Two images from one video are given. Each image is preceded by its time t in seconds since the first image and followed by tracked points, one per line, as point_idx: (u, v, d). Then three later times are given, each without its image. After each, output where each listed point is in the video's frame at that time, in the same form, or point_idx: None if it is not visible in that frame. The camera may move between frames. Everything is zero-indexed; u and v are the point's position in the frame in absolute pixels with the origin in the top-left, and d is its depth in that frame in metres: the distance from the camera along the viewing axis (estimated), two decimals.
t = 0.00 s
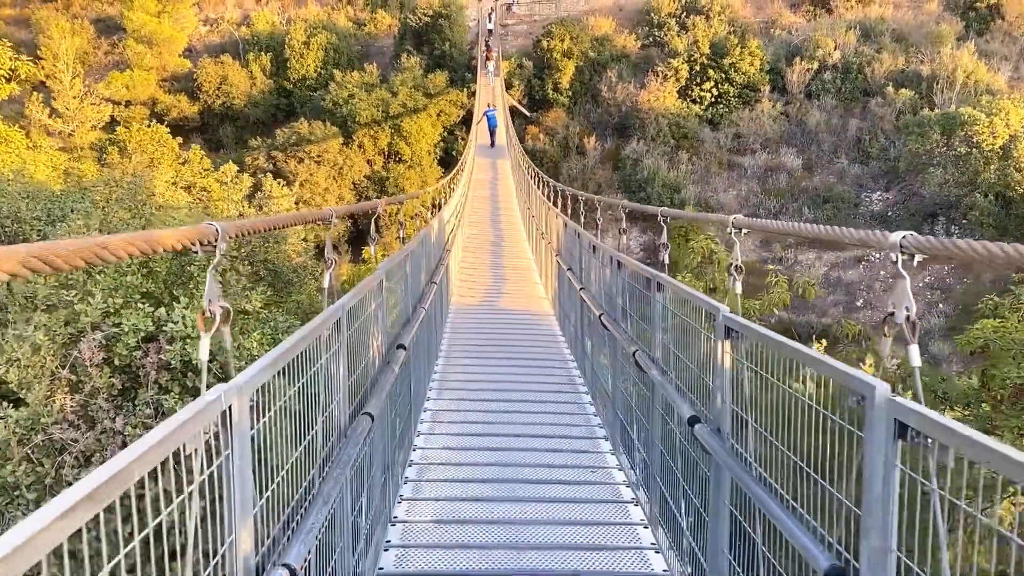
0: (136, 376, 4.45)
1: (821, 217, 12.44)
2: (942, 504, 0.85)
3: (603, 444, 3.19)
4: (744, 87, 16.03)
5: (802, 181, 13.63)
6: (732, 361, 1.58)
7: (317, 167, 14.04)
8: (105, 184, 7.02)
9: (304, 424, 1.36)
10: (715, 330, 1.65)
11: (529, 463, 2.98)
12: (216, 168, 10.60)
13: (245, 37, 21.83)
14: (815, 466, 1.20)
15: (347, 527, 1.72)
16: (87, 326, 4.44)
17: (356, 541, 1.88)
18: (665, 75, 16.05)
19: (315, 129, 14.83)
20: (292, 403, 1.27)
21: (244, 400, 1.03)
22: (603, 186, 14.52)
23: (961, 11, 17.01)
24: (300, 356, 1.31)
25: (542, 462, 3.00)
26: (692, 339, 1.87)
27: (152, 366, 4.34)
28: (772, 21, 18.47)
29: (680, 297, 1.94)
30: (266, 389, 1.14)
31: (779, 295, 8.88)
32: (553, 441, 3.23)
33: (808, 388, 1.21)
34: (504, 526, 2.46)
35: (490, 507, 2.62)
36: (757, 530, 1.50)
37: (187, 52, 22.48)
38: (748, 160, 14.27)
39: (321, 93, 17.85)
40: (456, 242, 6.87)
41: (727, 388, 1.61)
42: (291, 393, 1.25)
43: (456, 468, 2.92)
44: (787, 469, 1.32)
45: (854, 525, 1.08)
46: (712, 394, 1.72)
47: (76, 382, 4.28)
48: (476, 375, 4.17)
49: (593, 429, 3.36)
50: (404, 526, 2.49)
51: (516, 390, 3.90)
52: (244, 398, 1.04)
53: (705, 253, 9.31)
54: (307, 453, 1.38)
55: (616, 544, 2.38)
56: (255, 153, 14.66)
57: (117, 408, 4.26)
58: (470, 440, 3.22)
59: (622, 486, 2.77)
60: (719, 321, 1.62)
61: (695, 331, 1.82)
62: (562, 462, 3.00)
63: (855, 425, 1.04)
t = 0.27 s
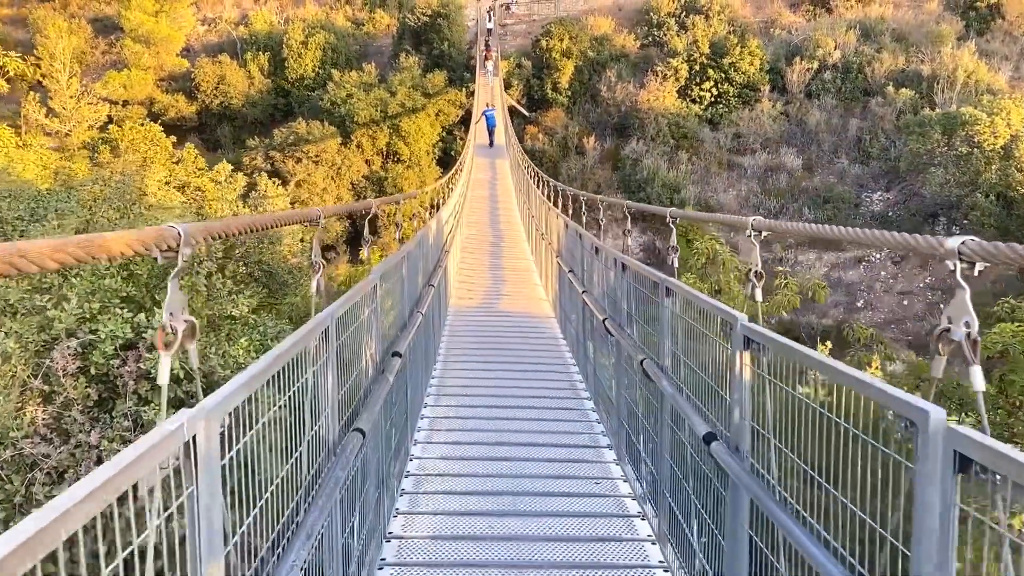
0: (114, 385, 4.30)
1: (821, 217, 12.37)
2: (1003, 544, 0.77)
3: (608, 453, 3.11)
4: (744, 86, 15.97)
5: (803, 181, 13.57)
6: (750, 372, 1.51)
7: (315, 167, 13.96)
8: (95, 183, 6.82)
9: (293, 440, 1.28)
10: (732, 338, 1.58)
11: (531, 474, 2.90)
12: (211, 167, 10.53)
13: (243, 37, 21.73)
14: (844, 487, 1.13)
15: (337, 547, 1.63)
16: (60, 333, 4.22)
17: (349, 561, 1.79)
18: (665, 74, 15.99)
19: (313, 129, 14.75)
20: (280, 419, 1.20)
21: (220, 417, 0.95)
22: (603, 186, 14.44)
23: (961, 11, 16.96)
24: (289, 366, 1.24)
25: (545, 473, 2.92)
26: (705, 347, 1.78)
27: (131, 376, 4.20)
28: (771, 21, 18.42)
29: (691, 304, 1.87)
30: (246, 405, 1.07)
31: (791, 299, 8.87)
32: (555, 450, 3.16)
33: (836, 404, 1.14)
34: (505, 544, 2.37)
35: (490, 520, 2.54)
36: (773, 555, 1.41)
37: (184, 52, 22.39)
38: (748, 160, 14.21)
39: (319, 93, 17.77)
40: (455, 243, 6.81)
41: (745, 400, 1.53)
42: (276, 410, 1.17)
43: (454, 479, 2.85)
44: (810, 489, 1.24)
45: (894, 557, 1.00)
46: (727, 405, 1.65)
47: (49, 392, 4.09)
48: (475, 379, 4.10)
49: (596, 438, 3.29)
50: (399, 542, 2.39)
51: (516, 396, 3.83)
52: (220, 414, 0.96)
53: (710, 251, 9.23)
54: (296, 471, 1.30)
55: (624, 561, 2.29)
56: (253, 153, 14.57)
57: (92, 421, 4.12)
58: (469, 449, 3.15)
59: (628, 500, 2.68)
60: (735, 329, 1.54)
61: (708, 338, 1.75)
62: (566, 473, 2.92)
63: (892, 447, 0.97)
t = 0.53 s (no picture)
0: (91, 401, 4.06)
1: (822, 217, 12.30)
2: None
3: (613, 466, 3.03)
4: (744, 86, 15.92)
5: (803, 181, 13.51)
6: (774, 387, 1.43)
7: (313, 167, 13.89)
8: (80, 183, 6.62)
9: (283, 462, 1.21)
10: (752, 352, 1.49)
11: (535, 489, 2.82)
12: (205, 168, 10.47)
13: (241, 37, 21.67)
14: (883, 520, 1.06)
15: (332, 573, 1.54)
16: (32, 346, 4.00)
17: None
18: (664, 74, 15.93)
19: (311, 129, 14.68)
20: (267, 440, 1.12)
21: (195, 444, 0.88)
22: (602, 186, 14.38)
23: (961, 11, 16.91)
24: (277, 383, 1.16)
25: (549, 487, 2.84)
26: (718, 359, 1.70)
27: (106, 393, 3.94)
28: (771, 21, 18.37)
29: (705, 313, 1.78)
30: (225, 430, 1.00)
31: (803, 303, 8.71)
32: (558, 462, 3.07)
33: (874, 429, 1.06)
34: (508, 564, 2.29)
35: (492, 538, 2.45)
36: None
37: (182, 53, 22.33)
38: (748, 160, 14.16)
39: (318, 93, 17.70)
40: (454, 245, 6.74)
41: (767, 417, 1.45)
42: (261, 430, 1.10)
43: (454, 494, 2.78)
44: (840, 519, 1.17)
45: None
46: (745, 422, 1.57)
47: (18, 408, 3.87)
48: (475, 387, 4.02)
49: (601, 449, 3.20)
50: (397, 562, 2.31)
51: (518, 404, 3.75)
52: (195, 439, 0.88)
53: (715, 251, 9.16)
54: (286, 495, 1.23)
55: None
56: (251, 154, 14.50)
57: (65, 441, 3.90)
58: (469, 461, 3.07)
59: (636, 517, 2.60)
60: (755, 342, 1.46)
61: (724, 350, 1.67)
62: (570, 487, 2.84)
63: (944, 482, 0.90)
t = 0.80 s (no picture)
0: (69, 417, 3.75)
1: (823, 218, 12.22)
2: None
3: (618, 476, 2.94)
4: (745, 86, 15.85)
5: (804, 181, 13.44)
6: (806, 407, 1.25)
7: (312, 167, 13.82)
8: (67, 183, 6.53)
9: (261, 493, 1.10)
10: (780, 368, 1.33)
11: (537, 503, 2.74)
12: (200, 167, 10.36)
13: (240, 36, 21.60)
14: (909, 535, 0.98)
15: None
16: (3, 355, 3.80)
17: None
18: (665, 74, 15.86)
19: (310, 129, 14.61)
20: (251, 463, 1.05)
21: (150, 496, 0.78)
22: (602, 186, 14.30)
23: (963, 10, 16.84)
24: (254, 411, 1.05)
25: (551, 501, 2.75)
26: (724, 363, 1.61)
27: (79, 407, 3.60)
28: (772, 21, 18.31)
29: (716, 317, 1.63)
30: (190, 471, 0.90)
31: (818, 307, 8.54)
32: (562, 473, 2.99)
33: (904, 444, 0.97)
34: None
35: (492, 557, 2.37)
36: None
37: (181, 52, 22.27)
38: (749, 160, 14.10)
39: (317, 93, 17.63)
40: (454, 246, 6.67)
41: (799, 439, 1.27)
42: (247, 451, 1.03)
43: (454, 508, 2.69)
44: (863, 531, 1.08)
45: None
46: (760, 441, 1.43)
47: None
48: (476, 393, 3.93)
49: (607, 459, 3.12)
50: None
51: (519, 411, 3.67)
52: (157, 484, 0.80)
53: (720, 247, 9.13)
54: (272, 523, 1.14)
55: None
56: (249, 153, 14.43)
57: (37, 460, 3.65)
58: (469, 472, 2.98)
59: (643, 532, 2.52)
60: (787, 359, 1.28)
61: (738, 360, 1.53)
62: (573, 501, 2.76)
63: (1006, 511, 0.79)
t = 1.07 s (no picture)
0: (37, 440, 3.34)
1: (825, 218, 12.15)
2: None
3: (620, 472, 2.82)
4: (746, 86, 15.79)
5: (805, 182, 13.38)
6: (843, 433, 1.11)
7: (311, 167, 13.75)
8: (53, 186, 6.40)
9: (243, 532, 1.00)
10: (812, 394, 1.20)
11: (534, 498, 2.62)
12: (196, 168, 10.26)
13: (239, 37, 21.54)
14: None
15: None
16: None
17: None
18: (665, 74, 15.80)
19: (309, 129, 14.53)
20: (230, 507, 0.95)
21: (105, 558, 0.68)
22: (602, 187, 14.23)
23: (964, 10, 16.79)
24: (232, 446, 0.95)
25: (549, 496, 2.63)
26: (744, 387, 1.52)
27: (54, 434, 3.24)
28: (772, 20, 18.25)
29: (738, 332, 1.53)
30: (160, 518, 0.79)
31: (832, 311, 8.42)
32: (561, 470, 2.87)
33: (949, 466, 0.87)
34: None
35: (487, 553, 2.25)
36: None
37: (179, 52, 22.21)
38: (750, 160, 14.03)
39: (316, 93, 17.56)
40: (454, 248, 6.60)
41: (836, 470, 1.13)
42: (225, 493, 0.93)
43: (448, 503, 2.58)
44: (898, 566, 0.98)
45: None
46: (784, 464, 1.33)
47: None
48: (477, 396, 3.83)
49: (607, 456, 2.99)
50: None
51: (523, 412, 3.56)
52: (104, 557, 0.66)
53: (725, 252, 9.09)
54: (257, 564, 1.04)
55: None
56: (248, 153, 14.36)
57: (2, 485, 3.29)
58: (474, 469, 2.86)
59: (643, 527, 2.39)
60: (820, 383, 1.14)
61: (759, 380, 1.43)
62: (571, 496, 2.63)
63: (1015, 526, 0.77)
